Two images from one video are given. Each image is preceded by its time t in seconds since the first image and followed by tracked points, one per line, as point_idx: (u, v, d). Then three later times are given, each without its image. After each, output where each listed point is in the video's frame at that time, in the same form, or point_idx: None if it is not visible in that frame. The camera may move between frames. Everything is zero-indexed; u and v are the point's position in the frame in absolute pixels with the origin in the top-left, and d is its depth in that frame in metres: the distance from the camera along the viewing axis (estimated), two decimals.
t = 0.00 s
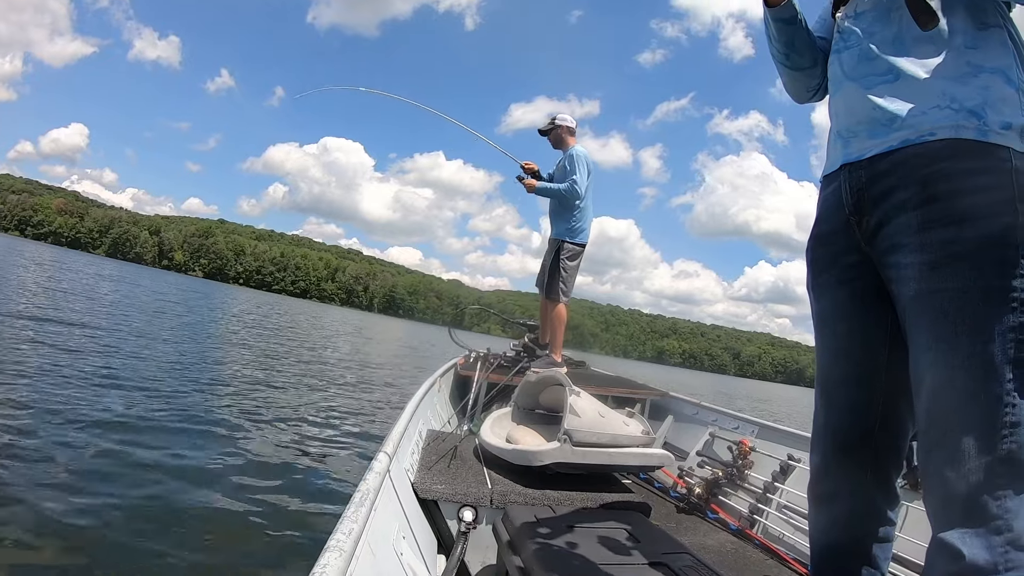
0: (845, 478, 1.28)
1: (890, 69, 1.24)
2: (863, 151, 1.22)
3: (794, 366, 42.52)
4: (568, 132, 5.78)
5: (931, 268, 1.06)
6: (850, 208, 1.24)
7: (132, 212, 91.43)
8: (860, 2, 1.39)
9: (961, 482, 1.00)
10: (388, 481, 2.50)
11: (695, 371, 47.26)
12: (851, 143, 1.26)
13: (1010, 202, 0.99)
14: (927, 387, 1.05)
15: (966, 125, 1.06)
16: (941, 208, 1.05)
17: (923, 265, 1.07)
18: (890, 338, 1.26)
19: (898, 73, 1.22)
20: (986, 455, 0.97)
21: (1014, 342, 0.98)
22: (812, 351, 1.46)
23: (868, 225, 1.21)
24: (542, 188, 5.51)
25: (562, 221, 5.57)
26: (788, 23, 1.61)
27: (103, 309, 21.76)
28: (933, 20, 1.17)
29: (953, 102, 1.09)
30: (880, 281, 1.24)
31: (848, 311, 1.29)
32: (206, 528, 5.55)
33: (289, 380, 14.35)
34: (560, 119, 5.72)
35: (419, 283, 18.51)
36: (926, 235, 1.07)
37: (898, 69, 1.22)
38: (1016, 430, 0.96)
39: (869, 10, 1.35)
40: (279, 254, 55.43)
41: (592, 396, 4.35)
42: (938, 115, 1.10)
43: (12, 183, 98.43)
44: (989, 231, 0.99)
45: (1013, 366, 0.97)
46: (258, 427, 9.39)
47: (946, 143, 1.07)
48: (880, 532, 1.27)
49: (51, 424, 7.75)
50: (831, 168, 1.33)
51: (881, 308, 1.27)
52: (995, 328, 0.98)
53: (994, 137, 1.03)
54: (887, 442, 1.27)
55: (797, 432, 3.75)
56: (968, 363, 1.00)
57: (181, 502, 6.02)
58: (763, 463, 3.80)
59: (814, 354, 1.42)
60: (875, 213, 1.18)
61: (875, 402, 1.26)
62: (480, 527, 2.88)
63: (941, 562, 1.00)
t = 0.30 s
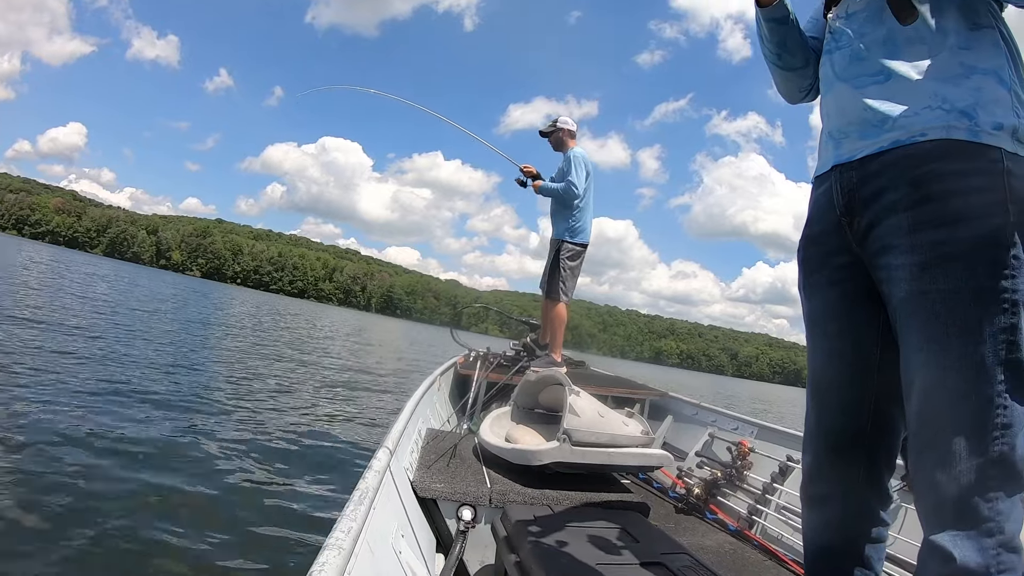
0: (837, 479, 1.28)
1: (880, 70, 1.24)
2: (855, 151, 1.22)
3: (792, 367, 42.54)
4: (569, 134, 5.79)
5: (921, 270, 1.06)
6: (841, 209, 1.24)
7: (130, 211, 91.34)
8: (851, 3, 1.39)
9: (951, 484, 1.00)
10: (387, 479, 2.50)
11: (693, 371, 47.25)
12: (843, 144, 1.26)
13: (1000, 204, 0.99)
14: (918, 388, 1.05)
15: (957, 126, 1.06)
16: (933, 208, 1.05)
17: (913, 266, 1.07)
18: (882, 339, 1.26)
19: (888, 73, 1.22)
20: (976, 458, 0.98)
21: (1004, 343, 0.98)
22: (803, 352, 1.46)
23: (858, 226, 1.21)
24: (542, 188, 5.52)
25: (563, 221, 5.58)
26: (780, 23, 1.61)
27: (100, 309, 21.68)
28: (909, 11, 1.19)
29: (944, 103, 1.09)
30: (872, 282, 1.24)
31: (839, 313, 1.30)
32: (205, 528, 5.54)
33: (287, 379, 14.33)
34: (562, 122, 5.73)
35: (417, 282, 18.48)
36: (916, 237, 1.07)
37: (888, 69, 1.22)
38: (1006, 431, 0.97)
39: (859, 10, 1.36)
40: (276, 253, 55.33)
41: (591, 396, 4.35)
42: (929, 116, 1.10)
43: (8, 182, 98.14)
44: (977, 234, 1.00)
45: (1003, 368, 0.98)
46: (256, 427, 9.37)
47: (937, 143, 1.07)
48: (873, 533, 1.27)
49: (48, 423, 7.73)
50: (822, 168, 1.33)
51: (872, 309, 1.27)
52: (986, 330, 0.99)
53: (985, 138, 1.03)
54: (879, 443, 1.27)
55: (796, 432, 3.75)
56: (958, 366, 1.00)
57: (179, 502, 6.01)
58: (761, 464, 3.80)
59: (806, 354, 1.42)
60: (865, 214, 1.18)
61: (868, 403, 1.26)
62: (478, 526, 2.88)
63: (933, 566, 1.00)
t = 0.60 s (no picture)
0: (831, 483, 1.28)
1: (876, 70, 1.24)
2: (850, 153, 1.22)
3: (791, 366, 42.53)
4: (571, 138, 5.79)
5: (917, 273, 1.06)
6: (837, 212, 1.24)
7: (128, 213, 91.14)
8: (844, 2, 1.39)
9: (946, 489, 1.00)
10: (384, 480, 2.49)
11: (692, 371, 47.23)
12: (839, 146, 1.26)
13: (997, 208, 0.99)
14: (914, 393, 1.05)
15: (954, 127, 1.06)
16: (928, 212, 1.05)
17: (909, 270, 1.07)
18: (877, 342, 1.26)
19: (884, 73, 1.22)
20: (971, 464, 0.98)
21: (1001, 348, 0.98)
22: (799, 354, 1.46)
23: (854, 229, 1.21)
24: (543, 189, 5.51)
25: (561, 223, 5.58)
26: (772, 26, 1.61)
27: (100, 310, 21.65)
28: (919, 21, 1.16)
29: (941, 103, 1.10)
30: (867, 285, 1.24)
31: (834, 316, 1.29)
32: (203, 528, 5.55)
33: (286, 381, 14.31)
34: (565, 125, 5.74)
35: (417, 284, 18.49)
36: (912, 240, 1.07)
37: (884, 69, 1.22)
38: (1000, 436, 0.98)
39: (853, 10, 1.36)
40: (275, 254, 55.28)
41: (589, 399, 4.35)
42: (925, 117, 1.10)
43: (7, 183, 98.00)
44: (973, 238, 1.00)
45: (999, 373, 0.98)
46: (255, 428, 9.35)
47: (933, 145, 1.07)
48: (868, 539, 1.27)
49: (46, 424, 7.73)
50: (818, 170, 1.33)
51: (867, 312, 1.27)
52: (982, 335, 0.99)
53: (981, 139, 1.03)
54: (874, 447, 1.27)
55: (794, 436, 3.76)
56: (953, 370, 1.00)
57: (177, 503, 6.01)
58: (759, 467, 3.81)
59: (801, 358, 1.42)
60: (861, 217, 1.18)
61: (863, 407, 1.26)
62: (475, 528, 2.88)
63: (927, 573, 1.00)
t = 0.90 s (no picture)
0: (834, 486, 1.28)
1: (876, 76, 1.24)
2: (850, 160, 1.21)
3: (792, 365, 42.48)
4: (574, 139, 5.80)
5: (918, 279, 1.06)
6: (837, 217, 1.24)
7: (128, 215, 91.12)
8: (842, 6, 1.39)
9: (947, 492, 1.00)
10: (381, 482, 2.48)
11: (694, 370, 47.21)
12: (839, 152, 1.25)
13: (998, 213, 0.99)
14: (914, 398, 1.05)
15: (954, 133, 1.06)
16: (929, 217, 1.05)
17: (910, 275, 1.07)
18: (878, 346, 1.26)
19: (884, 78, 1.22)
20: (972, 467, 0.98)
21: (1002, 352, 0.98)
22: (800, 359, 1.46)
23: (855, 234, 1.21)
24: (546, 188, 5.51)
25: (561, 224, 5.58)
26: (777, 43, 1.61)
27: (101, 312, 21.66)
28: (945, 35, 1.14)
29: (940, 109, 1.10)
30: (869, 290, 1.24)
31: (836, 320, 1.29)
32: (203, 529, 5.56)
33: (286, 382, 14.31)
34: (567, 126, 5.74)
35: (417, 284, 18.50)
36: (913, 246, 1.07)
37: (884, 75, 1.22)
38: (1004, 440, 0.98)
39: (851, 14, 1.35)
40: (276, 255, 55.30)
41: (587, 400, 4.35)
42: (925, 123, 1.10)
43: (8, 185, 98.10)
44: (975, 243, 1.00)
45: (1000, 377, 0.98)
46: (255, 429, 9.36)
47: (933, 150, 1.07)
48: (870, 540, 1.27)
49: (47, 426, 7.73)
50: (818, 176, 1.32)
51: (869, 317, 1.26)
52: (983, 339, 0.99)
53: (981, 144, 1.03)
54: (876, 450, 1.27)
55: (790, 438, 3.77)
56: (955, 375, 1.00)
57: (177, 505, 6.01)
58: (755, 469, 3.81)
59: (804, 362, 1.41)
60: (861, 223, 1.18)
61: (865, 411, 1.26)
62: (471, 529, 2.88)
63: (927, 573, 1.00)
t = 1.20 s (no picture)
0: (835, 483, 1.28)
1: (856, 88, 1.27)
2: (835, 170, 1.23)
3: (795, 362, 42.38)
4: (571, 136, 5.80)
5: (897, 283, 1.07)
6: (826, 224, 1.26)
7: (130, 218, 91.31)
8: (823, 20, 1.41)
9: (928, 488, 1.01)
10: (379, 482, 2.48)
11: (697, 369, 47.15)
12: (826, 163, 1.28)
13: (975, 214, 1.00)
14: (895, 399, 1.07)
15: (928, 141, 1.07)
16: (908, 223, 1.06)
17: (890, 280, 1.08)
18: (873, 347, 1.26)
19: (863, 92, 1.25)
20: (952, 465, 0.99)
21: (978, 352, 0.99)
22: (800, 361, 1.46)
23: (841, 239, 1.22)
24: (546, 186, 5.50)
25: (560, 222, 5.57)
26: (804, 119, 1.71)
27: (103, 315, 21.69)
28: (931, 50, 1.12)
29: (916, 119, 1.11)
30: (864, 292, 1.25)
31: (831, 323, 1.30)
32: (204, 531, 5.56)
33: (288, 384, 14.31)
34: (566, 123, 5.73)
35: (418, 284, 18.45)
36: (894, 251, 1.08)
37: (863, 88, 1.25)
38: (982, 438, 0.98)
39: (831, 28, 1.37)
40: (277, 257, 55.32)
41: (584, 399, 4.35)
42: (900, 133, 1.12)
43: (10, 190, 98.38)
44: (950, 246, 1.01)
45: (978, 375, 0.99)
46: (256, 431, 9.36)
47: (906, 161, 1.08)
48: (870, 535, 1.27)
49: (48, 429, 7.74)
50: (809, 185, 1.34)
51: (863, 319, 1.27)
52: (961, 340, 1.00)
53: (955, 150, 1.03)
54: (874, 448, 1.27)
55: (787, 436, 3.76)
56: (933, 374, 1.01)
57: (178, 506, 6.02)
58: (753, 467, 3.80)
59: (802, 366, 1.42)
60: (846, 229, 1.19)
61: (861, 411, 1.26)
62: (469, 528, 2.89)
63: (914, 568, 1.01)
